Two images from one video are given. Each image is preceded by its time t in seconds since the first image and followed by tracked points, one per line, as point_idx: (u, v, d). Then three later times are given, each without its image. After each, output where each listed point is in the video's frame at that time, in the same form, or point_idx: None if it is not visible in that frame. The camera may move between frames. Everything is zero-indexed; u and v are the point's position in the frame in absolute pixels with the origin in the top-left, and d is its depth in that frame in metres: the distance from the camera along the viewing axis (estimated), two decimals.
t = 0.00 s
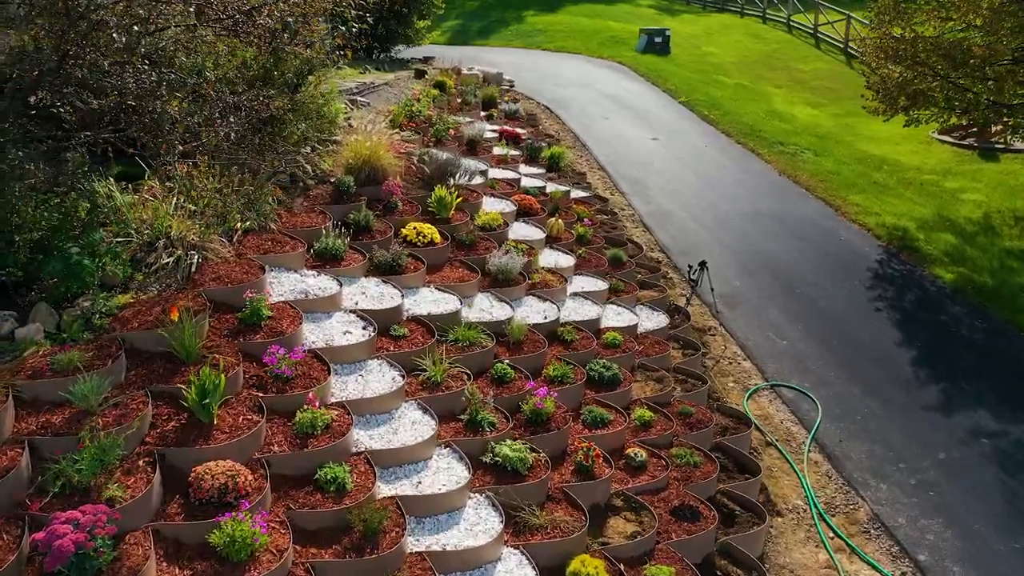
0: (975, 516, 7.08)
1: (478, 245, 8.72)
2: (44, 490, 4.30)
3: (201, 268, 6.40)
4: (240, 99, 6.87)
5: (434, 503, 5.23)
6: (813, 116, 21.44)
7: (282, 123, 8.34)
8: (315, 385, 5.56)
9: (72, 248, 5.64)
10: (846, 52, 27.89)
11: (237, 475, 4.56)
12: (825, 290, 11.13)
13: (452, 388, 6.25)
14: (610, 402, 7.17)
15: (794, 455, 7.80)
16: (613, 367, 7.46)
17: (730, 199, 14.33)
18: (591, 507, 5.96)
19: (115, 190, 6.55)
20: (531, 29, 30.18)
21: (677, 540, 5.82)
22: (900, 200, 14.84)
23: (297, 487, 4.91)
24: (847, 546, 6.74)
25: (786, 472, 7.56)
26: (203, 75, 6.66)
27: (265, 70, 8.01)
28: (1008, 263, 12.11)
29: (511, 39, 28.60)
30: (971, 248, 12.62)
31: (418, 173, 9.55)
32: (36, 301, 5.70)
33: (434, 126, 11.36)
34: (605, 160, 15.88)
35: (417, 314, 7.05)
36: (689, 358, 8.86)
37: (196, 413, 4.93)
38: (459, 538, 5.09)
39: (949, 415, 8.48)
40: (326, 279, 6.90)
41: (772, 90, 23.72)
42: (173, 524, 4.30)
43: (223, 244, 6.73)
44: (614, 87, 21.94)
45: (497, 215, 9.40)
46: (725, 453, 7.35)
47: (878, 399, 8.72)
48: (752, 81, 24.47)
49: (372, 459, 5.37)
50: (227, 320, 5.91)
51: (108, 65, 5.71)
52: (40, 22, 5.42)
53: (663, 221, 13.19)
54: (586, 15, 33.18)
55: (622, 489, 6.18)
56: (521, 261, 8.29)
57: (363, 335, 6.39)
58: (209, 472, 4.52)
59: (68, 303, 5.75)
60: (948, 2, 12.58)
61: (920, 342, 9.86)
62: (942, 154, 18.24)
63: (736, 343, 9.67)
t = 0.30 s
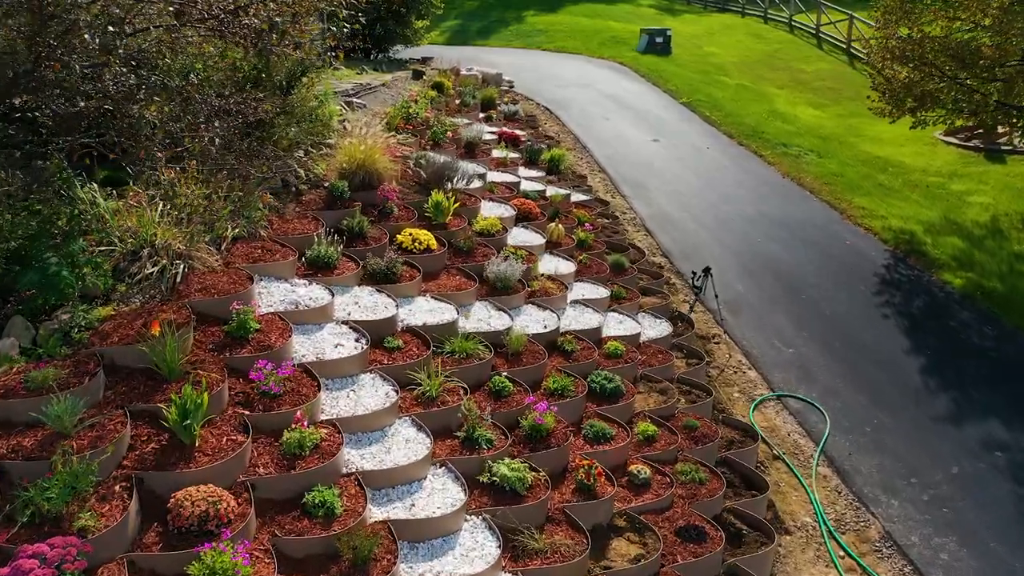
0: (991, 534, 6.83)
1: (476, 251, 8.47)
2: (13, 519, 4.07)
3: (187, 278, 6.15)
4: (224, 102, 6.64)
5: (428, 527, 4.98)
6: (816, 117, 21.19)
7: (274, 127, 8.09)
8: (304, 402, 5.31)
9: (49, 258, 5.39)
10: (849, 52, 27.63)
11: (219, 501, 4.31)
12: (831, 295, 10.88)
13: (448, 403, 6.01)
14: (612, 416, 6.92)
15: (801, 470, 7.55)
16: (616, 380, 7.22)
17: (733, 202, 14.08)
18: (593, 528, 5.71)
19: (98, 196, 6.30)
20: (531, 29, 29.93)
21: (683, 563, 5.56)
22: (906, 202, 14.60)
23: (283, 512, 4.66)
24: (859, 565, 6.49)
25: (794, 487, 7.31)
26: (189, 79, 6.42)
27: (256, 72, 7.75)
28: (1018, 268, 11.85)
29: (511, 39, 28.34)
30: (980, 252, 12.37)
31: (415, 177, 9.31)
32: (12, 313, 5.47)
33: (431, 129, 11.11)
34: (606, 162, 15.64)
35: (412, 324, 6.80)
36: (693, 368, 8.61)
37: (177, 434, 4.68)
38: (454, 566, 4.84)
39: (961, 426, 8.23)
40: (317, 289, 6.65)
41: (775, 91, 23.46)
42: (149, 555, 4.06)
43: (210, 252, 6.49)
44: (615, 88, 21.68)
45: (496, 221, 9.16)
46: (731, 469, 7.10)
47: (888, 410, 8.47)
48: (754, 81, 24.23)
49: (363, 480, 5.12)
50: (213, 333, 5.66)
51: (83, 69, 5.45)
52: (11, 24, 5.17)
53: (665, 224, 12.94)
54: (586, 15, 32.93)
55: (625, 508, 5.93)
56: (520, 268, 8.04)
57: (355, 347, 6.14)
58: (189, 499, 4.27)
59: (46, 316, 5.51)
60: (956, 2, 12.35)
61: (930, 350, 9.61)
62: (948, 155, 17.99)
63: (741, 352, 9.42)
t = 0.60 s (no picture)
0: (1007, 553, 6.57)
1: (473, 258, 8.22)
2: None
3: (170, 289, 5.89)
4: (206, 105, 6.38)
5: (420, 555, 4.72)
6: (819, 118, 20.94)
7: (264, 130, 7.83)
8: (290, 421, 5.05)
9: (24, 271, 5.12)
10: (851, 52, 27.38)
11: (196, 531, 4.05)
12: (837, 302, 10.63)
13: (442, 420, 5.75)
14: (613, 431, 6.66)
15: (809, 485, 7.30)
16: (617, 393, 6.96)
17: (736, 205, 13.83)
18: (593, 552, 5.45)
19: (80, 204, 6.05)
20: (531, 29, 29.67)
21: None
22: (912, 205, 14.34)
23: (266, 540, 4.41)
24: None
25: (802, 504, 7.06)
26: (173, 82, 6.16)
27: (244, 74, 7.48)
28: None
29: (510, 40, 28.08)
30: (988, 256, 12.12)
31: (410, 181, 9.05)
32: None
33: (427, 131, 10.87)
34: (606, 164, 15.38)
35: (406, 336, 6.55)
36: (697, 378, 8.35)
37: (154, 458, 4.43)
38: None
39: (973, 439, 7.98)
40: (307, 300, 6.40)
41: (777, 92, 23.21)
42: None
43: (196, 262, 6.23)
44: (615, 88, 21.42)
45: (494, 226, 8.91)
46: (736, 485, 6.84)
47: (897, 422, 8.22)
48: (756, 82, 23.98)
49: (352, 505, 4.86)
50: (196, 348, 5.40)
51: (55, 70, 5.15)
52: None
53: (667, 228, 12.69)
54: (586, 15, 32.66)
55: (627, 530, 5.67)
56: (518, 276, 7.79)
57: (345, 362, 5.88)
58: (165, 529, 4.02)
59: (21, 330, 5.25)
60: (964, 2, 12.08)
61: (940, 359, 9.36)
62: (953, 158, 17.74)
63: (746, 361, 9.17)
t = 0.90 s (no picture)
0: None
1: (470, 266, 7.96)
2: None
3: (151, 302, 5.62)
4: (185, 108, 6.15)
5: None
6: (822, 119, 20.68)
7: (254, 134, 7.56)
8: (274, 444, 4.78)
9: None
10: (854, 53, 27.13)
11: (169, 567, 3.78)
12: (844, 309, 10.37)
13: (436, 440, 5.49)
14: (614, 448, 6.40)
15: (818, 502, 7.03)
16: (619, 407, 6.70)
17: (740, 209, 13.57)
18: None
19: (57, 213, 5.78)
20: (530, 29, 29.43)
21: None
22: (918, 209, 14.09)
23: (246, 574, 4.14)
24: None
25: (811, 523, 6.79)
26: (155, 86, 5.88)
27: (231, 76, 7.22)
28: None
29: (509, 40, 27.84)
30: (997, 261, 11.86)
31: (405, 186, 8.78)
32: None
33: (423, 134, 10.62)
34: (607, 167, 15.13)
35: (398, 349, 6.28)
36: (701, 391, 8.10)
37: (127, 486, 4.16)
38: None
39: (986, 453, 7.72)
40: (296, 312, 6.14)
41: (779, 93, 22.95)
42: None
43: (179, 273, 5.97)
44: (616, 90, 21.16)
45: (491, 233, 8.66)
46: (743, 503, 6.58)
47: (908, 435, 7.96)
48: (758, 83, 23.73)
49: (339, 533, 4.60)
50: (176, 365, 5.14)
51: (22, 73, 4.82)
52: None
53: (669, 234, 12.43)
54: (586, 15, 32.40)
55: (629, 555, 5.41)
56: (516, 285, 7.53)
57: (334, 378, 5.61)
58: (135, 564, 3.75)
59: None
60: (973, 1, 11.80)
61: (950, 368, 9.10)
62: (959, 160, 17.48)
63: (751, 371, 8.91)
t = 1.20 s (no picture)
0: None
1: (465, 276, 7.66)
2: None
3: (126, 318, 5.30)
4: (165, 113, 5.82)
5: None
6: (826, 120, 20.38)
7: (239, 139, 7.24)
8: (252, 474, 4.47)
9: None
10: (857, 53, 26.82)
11: None
12: (852, 318, 10.07)
13: (427, 465, 5.18)
14: (616, 470, 6.09)
15: (829, 524, 6.72)
16: (620, 426, 6.40)
17: (743, 213, 13.27)
18: None
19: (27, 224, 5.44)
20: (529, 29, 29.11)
21: None
22: (926, 213, 13.79)
23: None
24: None
25: (822, 546, 6.48)
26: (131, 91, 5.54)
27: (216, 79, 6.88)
28: None
29: (507, 40, 27.52)
30: (1008, 267, 11.56)
31: (398, 192, 8.47)
32: None
33: (419, 137, 10.33)
34: (608, 170, 14.82)
35: (389, 367, 5.97)
36: (706, 406, 7.79)
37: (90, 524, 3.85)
38: None
39: (1003, 470, 7.43)
40: (281, 327, 5.82)
41: (781, 94, 22.64)
42: None
43: (157, 287, 5.65)
44: (617, 90, 20.87)
45: (488, 241, 8.37)
46: (751, 527, 6.28)
47: (921, 451, 7.65)
48: (760, 83, 23.44)
49: (321, 570, 4.29)
50: (150, 388, 4.83)
51: None
52: None
53: (672, 238, 12.13)
54: (586, 15, 32.07)
55: None
56: (513, 297, 7.22)
57: (319, 399, 5.31)
58: None
59: None
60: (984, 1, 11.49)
61: (962, 381, 8.80)
62: (966, 162, 17.19)
63: (758, 384, 8.60)
